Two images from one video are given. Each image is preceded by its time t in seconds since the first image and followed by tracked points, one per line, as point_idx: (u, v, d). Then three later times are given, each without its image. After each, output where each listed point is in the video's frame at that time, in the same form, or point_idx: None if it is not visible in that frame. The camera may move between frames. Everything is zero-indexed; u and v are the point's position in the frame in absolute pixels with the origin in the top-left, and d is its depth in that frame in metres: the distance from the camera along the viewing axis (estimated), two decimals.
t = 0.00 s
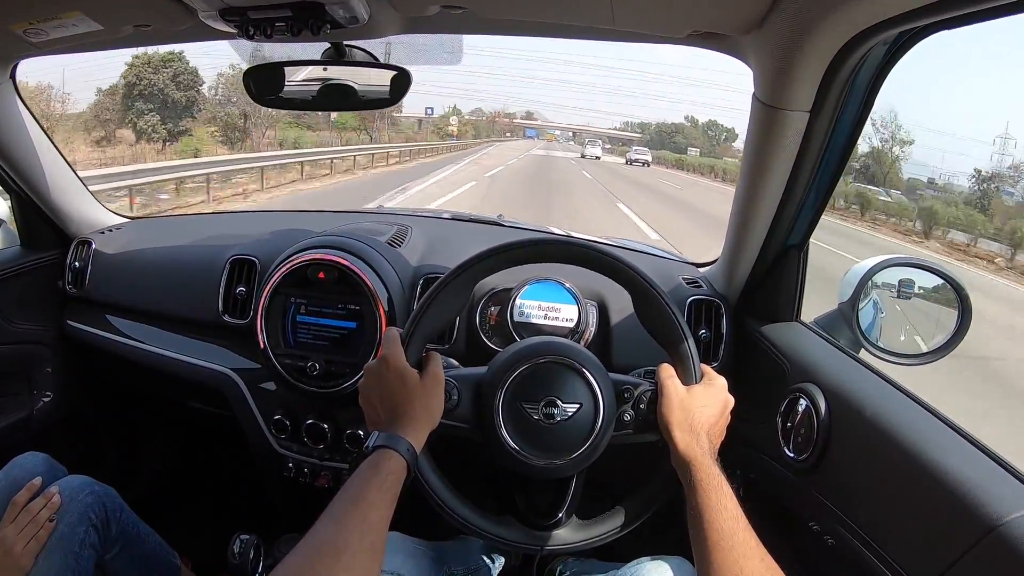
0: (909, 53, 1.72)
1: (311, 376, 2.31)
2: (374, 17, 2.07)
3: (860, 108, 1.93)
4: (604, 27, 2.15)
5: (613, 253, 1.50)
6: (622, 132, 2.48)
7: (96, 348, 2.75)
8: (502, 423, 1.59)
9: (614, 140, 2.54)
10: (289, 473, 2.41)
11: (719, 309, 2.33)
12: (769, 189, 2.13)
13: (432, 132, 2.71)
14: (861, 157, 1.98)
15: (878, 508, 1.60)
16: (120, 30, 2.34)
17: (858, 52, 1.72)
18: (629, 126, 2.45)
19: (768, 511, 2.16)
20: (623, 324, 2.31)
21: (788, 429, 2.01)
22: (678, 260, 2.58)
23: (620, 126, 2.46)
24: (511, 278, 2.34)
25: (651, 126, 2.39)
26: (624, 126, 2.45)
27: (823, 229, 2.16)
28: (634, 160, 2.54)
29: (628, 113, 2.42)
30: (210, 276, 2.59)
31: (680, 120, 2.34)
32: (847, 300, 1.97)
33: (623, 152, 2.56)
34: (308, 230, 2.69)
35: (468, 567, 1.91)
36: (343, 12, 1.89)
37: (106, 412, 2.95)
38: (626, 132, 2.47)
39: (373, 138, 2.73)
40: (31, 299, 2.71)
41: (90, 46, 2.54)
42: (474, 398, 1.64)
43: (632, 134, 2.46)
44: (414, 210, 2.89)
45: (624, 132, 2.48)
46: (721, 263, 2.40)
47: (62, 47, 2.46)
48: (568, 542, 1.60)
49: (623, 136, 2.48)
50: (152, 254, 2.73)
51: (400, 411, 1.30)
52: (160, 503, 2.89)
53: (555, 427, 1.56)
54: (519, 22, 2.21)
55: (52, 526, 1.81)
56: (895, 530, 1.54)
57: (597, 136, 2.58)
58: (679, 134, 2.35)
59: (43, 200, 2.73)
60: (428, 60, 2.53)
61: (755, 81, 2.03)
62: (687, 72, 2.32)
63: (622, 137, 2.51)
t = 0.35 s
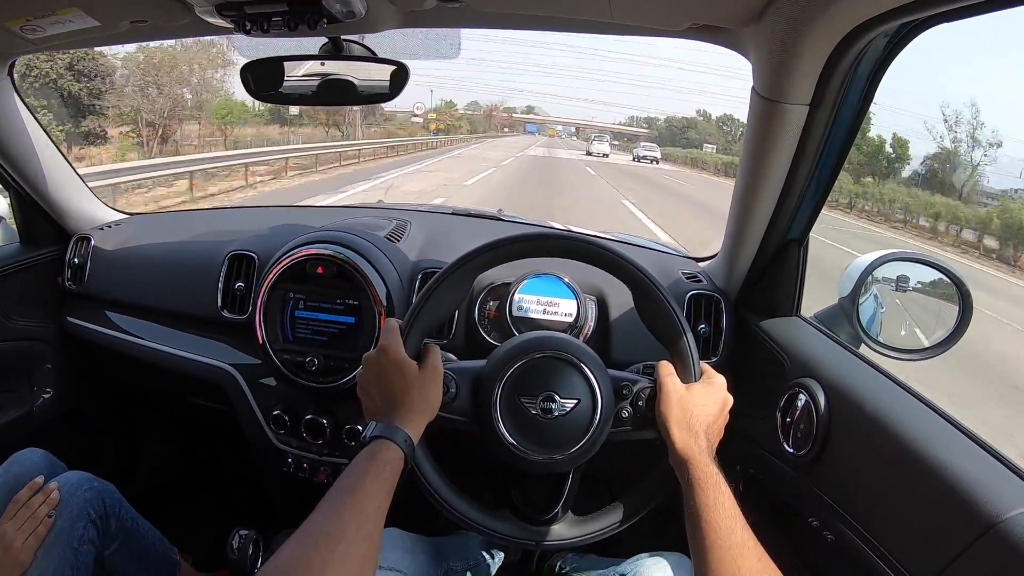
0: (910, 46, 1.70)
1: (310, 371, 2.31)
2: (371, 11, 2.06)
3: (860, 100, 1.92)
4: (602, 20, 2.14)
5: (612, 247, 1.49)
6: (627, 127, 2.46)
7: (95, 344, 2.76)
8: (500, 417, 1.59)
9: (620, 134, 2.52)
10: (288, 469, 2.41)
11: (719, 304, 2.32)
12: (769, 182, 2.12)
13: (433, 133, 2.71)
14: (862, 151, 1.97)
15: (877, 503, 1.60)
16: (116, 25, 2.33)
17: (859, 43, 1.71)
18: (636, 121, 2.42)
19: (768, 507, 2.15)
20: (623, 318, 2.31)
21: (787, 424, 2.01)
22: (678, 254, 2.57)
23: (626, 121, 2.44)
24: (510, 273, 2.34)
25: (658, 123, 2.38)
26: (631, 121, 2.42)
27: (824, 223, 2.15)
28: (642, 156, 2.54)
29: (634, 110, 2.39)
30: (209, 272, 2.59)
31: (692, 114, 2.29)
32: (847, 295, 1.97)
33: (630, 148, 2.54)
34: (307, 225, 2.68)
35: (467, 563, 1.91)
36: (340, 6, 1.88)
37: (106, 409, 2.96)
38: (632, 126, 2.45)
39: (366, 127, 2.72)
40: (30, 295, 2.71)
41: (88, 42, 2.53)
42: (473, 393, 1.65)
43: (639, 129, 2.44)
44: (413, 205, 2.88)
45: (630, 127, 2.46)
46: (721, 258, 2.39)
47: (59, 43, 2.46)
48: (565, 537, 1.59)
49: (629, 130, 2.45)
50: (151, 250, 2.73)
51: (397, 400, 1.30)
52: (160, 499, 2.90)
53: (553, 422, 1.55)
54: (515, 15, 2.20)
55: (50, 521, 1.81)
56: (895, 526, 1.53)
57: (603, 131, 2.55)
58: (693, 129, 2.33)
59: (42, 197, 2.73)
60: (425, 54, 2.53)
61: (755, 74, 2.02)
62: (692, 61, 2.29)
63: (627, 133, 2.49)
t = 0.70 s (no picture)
0: (909, 43, 1.71)
1: (312, 369, 2.32)
2: (371, 10, 2.07)
3: (859, 97, 1.92)
4: (601, 18, 2.15)
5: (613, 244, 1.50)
6: (632, 123, 2.42)
7: (98, 343, 2.77)
8: (501, 413, 1.59)
9: (627, 131, 2.51)
10: (290, 466, 2.42)
11: (719, 300, 2.33)
12: (769, 179, 2.13)
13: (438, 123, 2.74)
14: (861, 147, 1.98)
15: (876, 499, 1.61)
16: (118, 25, 2.34)
17: (858, 40, 1.72)
18: (640, 118, 2.38)
19: (768, 502, 2.16)
20: (623, 315, 2.31)
21: (787, 420, 2.02)
22: (678, 251, 2.58)
23: (629, 118, 2.40)
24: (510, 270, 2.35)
25: (665, 120, 2.32)
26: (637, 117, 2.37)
27: (823, 218, 2.16)
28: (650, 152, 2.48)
29: (640, 106, 2.34)
30: (211, 270, 2.60)
31: (703, 110, 2.25)
32: (846, 292, 1.99)
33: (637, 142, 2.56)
34: (308, 223, 2.69)
35: (468, 558, 1.92)
36: (340, 5, 1.88)
37: (108, 407, 2.96)
38: (637, 123, 2.40)
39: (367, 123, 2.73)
40: (33, 294, 2.72)
41: (89, 42, 2.53)
42: (474, 389, 1.66)
43: (644, 126, 2.39)
44: (414, 202, 2.90)
45: (634, 125, 2.43)
46: (721, 254, 2.40)
47: (60, 43, 2.46)
48: (563, 533, 1.60)
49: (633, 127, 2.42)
50: (153, 248, 2.74)
51: (399, 394, 1.31)
52: (163, 496, 2.91)
53: (554, 418, 1.56)
54: (515, 13, 2.21)
55: (54, 519, 1.81)
56: (894, 521, 1.54)
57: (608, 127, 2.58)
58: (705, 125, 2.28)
59: (45, 196, 2.74)
60: (424, 52, 2.54)
61: (754, 70, 2.03)
62: (689, 57, 2.29)
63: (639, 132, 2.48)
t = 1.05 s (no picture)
0: (903, 42, 1.72)
1: (312, 368, 2.33)
2: (369, 10, 2.08)
3: (855, 97, 1.94)
4: (598, 18, 2.16)
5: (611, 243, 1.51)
6: (635, 121, 2.44)
7: (99, 343, 2.78)
8: (500, 411, 1.61)
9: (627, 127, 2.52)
10: (291, 464, 2.43)
11: (717, 297, 2.34)
12: (765, 177, 2.14)
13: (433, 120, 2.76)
14: (857, 145, 1.99)
15: (873, 495, 1.62)
16: (117, 27, 2.35)
17: (853, 40, 1.73)
18: (643, 115, 2.40)
19: (765, 498, 2.18)
20: (622, 313, 2.33)
21: (784, 417, 2.03)
22: (676, 249, 2.59)
23: (631, 115, 2.44)
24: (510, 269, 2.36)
25: (673, 118, 2.33)
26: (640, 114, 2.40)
27: (820, 216, 2.17)
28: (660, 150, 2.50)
29: (642, 103, 2.38)
30: (211, 269, 2.61)
31: (715, 106, 2.24)
32: (843, 289, 2.00)
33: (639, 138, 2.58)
34: (307, 223, 2.71)
35: (469, 555, 1.94)
36: (338, 6, 1.89)
37: (109, 408, 2.97)
38: (641, 121, 2.43)
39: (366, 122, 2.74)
40: (33, 295, 2.73)
41: (87, 44, 2.54)
42: (473, 386, 1.67)
43: (649, 122, 2.41)
44: (414, 201, 2.92)
45: (636, 122, 2.46)
46: (719, 252, 2.41)
47: (59, 45, 2.47)
48: (562, 529, 1.62)
49: (637, 123, 2.45)
50: (153, 249, 2.75)
51: (400, 392, 1.32)
52: (165, 495, 2.92)
53: (553, 416, 1.58)
54: (513, 14, 2.22)
55: (56, 519, 1.82)
56: (889, 517, 1.56)
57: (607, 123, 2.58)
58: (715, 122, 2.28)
59: (45, 198, 2.75)
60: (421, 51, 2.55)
61: (750, 70, 2.04)
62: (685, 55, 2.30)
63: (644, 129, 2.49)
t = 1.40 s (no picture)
0: (899, 49, 1.73)
1: (311, 374, 2.33)
2: (367, 17, 2.09)
3: (852, 102, 1.94)
4: (596, 25, 2.17)
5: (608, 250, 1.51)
6: (636, 124, 2.47)
7: (97, 348, 2.78)
8: (498, 417, 1.61)
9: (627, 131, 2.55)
10: (290, 470, 2.43)
11: (714, 303, 2.35)
12: (762, 182, 2.15)
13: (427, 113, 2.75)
14: (854, 151, 2.00)
15: (871, 501, 1.62)
16: (116, 33, 2.35)
17: (848, 47, 1.74)
18: (645, 119, 2.43)
19: (763, 503, 2.18)
20: (620, 319, 2.33)
21: (782, 421, 2.04)
22: (674, 254, 2.60)
23: (631, 120, 2.46)
24: (508, 274, 2.37)
25: (679, 122, 2.35)
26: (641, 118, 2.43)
27: (817, 221, 2.18)
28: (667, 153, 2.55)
29: (644, 107, 2.40)
30: (209, 275, 2.61)
31: (727, 110, 2.19)
32: (841, 293, 2.01)
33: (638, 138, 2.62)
34: (305, 229, 2.71)
35: (467, 560, 1.94)
36: (337, 13, 1.90)
37: (108, 413, 2.97)
38: (639, 124, 2.47)
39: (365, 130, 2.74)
40: (32, 300, 2.73)
41: (85, 50, 2.55)
42: (471, 392, 1.67)
43: (651, 127, 2.44)
44: (412, 206, 2.92)
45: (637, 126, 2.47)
46: (716, 257, 2.42)
47: (58, 51, 2.48)
48: (560, 535, 1.62)
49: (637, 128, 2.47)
50: (151, 254, 2.75)
51: (398, 397, 1.32)
52: (163, 501, 2.92)
53: (551, 421, 1.58)
54: (511, 21, 2.23)
55: (55, 524, 1.82)
56: (886, 522, 1.56)
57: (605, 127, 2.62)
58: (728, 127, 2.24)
59: (43, 203, 2.75)
60: (418, 56, 2.56)
61: (746, 76, 2.04)
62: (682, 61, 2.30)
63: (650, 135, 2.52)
